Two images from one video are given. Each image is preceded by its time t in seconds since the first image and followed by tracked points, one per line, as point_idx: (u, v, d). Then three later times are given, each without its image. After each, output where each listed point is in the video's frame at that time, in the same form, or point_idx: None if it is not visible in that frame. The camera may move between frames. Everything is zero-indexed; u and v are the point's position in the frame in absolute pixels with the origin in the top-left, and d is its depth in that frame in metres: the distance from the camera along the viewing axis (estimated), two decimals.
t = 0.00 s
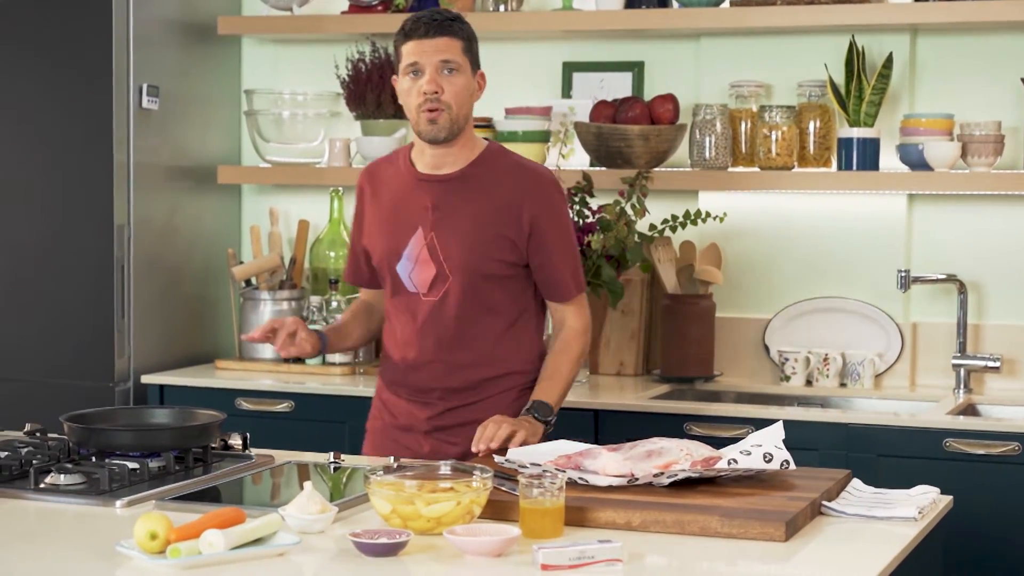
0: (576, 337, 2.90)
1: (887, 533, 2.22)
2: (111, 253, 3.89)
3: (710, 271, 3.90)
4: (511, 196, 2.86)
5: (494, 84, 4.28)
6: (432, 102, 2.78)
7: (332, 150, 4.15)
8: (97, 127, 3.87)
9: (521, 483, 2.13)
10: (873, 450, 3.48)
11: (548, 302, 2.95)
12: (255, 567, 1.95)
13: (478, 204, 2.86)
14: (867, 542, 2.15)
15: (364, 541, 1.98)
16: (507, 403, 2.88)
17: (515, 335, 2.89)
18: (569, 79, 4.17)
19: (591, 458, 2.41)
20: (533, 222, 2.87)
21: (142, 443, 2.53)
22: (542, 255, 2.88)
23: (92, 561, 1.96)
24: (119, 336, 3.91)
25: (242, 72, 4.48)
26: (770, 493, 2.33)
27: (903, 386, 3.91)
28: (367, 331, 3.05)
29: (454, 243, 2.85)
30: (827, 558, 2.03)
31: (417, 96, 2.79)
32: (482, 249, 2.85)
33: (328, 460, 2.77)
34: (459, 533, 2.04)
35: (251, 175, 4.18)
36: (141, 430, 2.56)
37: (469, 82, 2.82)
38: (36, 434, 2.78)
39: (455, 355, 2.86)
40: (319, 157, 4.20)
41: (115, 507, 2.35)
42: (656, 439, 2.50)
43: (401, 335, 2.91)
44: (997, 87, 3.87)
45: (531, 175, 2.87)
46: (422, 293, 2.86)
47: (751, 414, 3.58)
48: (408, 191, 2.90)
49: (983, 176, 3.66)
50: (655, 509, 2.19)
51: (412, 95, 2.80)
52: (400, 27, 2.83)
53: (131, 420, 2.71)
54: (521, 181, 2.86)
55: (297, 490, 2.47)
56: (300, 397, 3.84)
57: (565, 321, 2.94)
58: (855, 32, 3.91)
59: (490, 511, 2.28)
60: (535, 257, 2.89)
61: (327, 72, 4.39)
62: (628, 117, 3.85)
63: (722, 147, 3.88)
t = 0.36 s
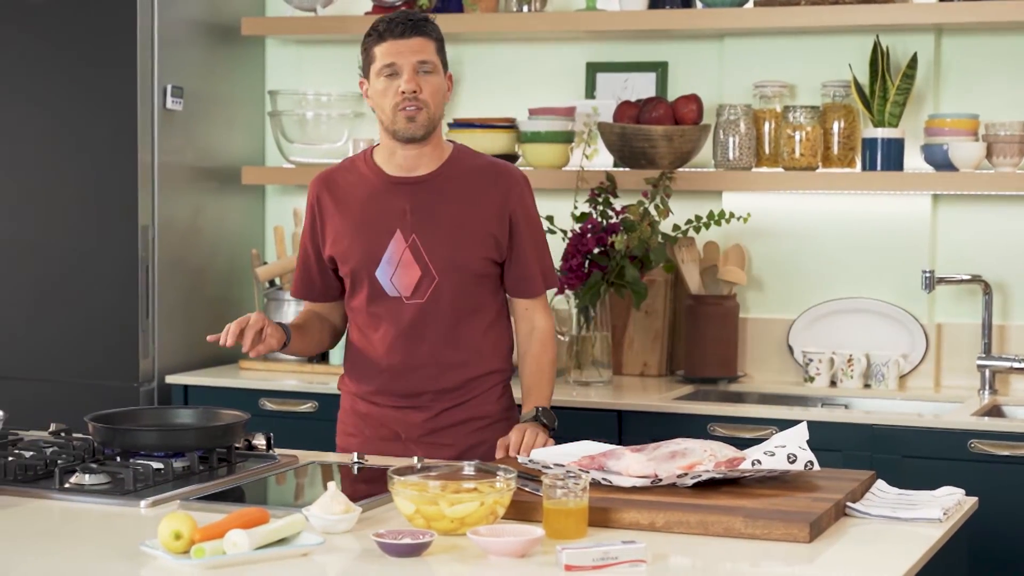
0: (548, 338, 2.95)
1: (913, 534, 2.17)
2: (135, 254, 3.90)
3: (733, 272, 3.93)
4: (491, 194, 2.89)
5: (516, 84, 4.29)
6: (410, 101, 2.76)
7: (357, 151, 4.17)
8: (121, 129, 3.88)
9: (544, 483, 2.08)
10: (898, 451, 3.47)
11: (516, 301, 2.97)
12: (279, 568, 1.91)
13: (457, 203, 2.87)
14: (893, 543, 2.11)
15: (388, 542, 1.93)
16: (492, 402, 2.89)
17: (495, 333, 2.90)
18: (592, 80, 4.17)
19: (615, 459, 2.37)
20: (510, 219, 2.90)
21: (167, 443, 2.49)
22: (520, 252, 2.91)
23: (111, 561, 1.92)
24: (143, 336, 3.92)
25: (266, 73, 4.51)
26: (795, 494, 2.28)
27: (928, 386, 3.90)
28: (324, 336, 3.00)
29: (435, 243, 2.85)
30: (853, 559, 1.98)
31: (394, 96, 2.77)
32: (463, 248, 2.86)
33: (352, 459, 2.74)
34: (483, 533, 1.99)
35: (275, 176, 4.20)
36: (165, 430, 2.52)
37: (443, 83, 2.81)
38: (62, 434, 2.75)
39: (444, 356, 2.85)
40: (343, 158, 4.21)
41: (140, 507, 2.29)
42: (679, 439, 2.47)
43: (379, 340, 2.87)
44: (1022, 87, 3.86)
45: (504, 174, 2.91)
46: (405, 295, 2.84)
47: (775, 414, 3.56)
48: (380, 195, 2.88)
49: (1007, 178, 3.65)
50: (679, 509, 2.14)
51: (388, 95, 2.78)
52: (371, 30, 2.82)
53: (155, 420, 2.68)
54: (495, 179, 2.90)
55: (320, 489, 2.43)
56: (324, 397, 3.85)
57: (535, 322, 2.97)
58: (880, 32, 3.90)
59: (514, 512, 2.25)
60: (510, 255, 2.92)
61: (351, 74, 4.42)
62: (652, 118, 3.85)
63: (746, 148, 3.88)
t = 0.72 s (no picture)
0: (551, 332, 2.92)
1: (933, 536, 2.13)
2: (156, 256, 3.91)
3: (756, 275, 3.97)
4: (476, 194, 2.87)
5: (536, 85, 4.29)
6: (396, 103, 2.75)
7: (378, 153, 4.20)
8: (143, 131, 3.89)
9: (564, 485, 2.05)
10: (919, 454, 3.46)
11: (512, 298, 2.96)
12: (299, 570, 1.88)
13: (444, 206, 2.85)
14: (915, 545, 2.06)
15: (408, 543, 1.90)
16: (495, 401, 2.89)
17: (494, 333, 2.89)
18: (613, 82, 4.18)
19: (635, 461, 2.35)
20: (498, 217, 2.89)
21: (188, 444, 2.46)
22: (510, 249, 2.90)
23: (128, 561, 1.91)
24: (164, 338, 3.94)
25: (287, 75, 4.55)
26: (816, 497, 2.24)
27: (949, 389, 3.89)
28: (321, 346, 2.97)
29: (425, 248, 2.84)
30: (874, 562, 1.94)
31: (380, 98, 2.76)
32: (455, 252, 2.85)
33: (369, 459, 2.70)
34: (504, 534, 1.96)
35: (297, 178, 4.23)
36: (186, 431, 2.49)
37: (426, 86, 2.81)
38: (84, 434, 2.72)
39: (443, 362, 2.84)
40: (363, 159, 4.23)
41: (161, 507, 2.25)
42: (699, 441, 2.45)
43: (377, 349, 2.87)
44: None
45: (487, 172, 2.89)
46: (399, 303, 2.83)
47: (796, 416, 3.54)
48: (366, 203, 2.86)
49: None
50: (700, 511, 2.10)
51: (373, 97, 2.76)
52: (354, 32, 2.81)
53: (176, 421, 2.65)
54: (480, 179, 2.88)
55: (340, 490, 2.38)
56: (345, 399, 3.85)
57: (534, 317, 2.95)
58: (901, 33, 3.89)
59: (534, 514, 2.20)
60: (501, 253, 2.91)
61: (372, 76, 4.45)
62: (672, 119, 3.84)
63: (767, 149, 3.88)
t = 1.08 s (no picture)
0: (561, 338, 2.93)
1: (942, 540, 2.12)
2: (165, 259, 3.92)
3: (763, 279, 3.97)
4: (493, 198, 2.88)
5: (543, 88, 4.30)
6: (414, 107, 2.77)
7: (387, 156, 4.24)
8: (152, 134, 3.90)
9: (572, 488, 2.05)
10: (928, 458, 3.45)
11: (524, 304, 2.96)
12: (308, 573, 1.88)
13: (461, 209, 2.86)
14: (924, 549, 2.05)
15: (416, 546, 1.90)
16: (506, 406, 2.88)
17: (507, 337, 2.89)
18: (621, 84, 4.18)
19: (643, 464, 2.34)
20: (514, 221, 2.89)
21: (197, 447, 2.46)
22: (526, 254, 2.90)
23: (137, 563, 1.91)
24: (173, 341, 3.94)
25: (296, 79, 4.56)
26: (825, 500, 2.24)
27: (958, 392, 3.88)
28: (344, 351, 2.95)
29: (442, 251, 2.84)
30: (883, 566, 1.93)
31: (398, 102, 2.78)
32: (471, 255, 2.85)
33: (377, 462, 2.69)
34: (512, 538, 1.95)
35: (305, 180, 4.24)
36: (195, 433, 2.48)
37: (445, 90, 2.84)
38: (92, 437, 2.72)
39: (456, 364, 2.84)
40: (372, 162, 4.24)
41: (169, 510, 2.25)
42: (707, 445, 2.44)
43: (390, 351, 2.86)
44: None
45: (504, 176, 2.90)
46: (415, 305, 2.83)
47: (804, 419, 3.53)
48: (384, 206, 2.87)
49: None
50: (708, 514, 2.10)
51: (392, 101, 2.79)
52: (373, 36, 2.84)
53: (185, 424, 2.64)
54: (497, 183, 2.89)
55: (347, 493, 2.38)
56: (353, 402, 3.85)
57: (545, 324, 2.95)
58: (910, 37, 3.89)
59: (542, 517, 2.20)
60: (516, 258, 2.91)
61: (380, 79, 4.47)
62: (682, 123, 3.85)
63: (776, 153, 3.88)
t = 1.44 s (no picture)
0: (572, 347, 2.93)
1: (942, 541, 2.12)
2: (165, 259, 3.92)
3: (763, 280, 3.97)
4: (522, 203, 2.90)
5: (544, 89, 4.30)
6: (445, 114, 2.76)
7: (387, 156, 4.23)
8: (153, 135, 3.90)
9: (573, 489, 2.05)
10: (928, 459, 3.45)
11: (538, 313, 2.97)
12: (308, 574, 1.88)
13: (488, 213, 2.87)
14: (924, 550, 2.05)
15: (417, 547, 1.90)
16: (516, 414, 2.88)
17: (523, 344, 2.90)
18: (622, 86, 4.18)
19: (643, 465, 2.34)
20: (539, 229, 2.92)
21: (197, 448, 2.46)
22: (548, 263, 2.92)
23: (138, 564, 1.91)
24: (172, 342, 3.94)
25: (296, 80, 4.56)
26: (825, 501, 2.24)
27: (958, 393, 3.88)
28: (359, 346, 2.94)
29: (468, 251, 2.85)
30: (883, 566, 1.94)
31: (429, 108, 2.77)
32: (496, 257, 2.86)
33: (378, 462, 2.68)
34: (512, 539, 1.95)
35: (305, 181, 4.25)
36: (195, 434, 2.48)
37: (475, 96, 2.82)
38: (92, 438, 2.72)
39: (474, 365, 2.83)
40: (372, 163, 4.25)
41: (169, 511, 2.25)
42: (706, 447, 2.44)
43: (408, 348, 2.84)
44: None
45: (533, 184, 2.93)
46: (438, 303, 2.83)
47: (804, 420, 3.54)
48: (412, 205, 2.87)
49: None
50: (708, 515, 2.10)
51: (422, 107, 2.78)
52: (404, 40, 2.82)
53: (185, 425, 2.64)
54: (525, 190, 2.91)
55: (348, 494, 2.37)
56: (353, 403, 3.85)
57: (557, 334, 2.95)
58: (911, 38, 3.89)
59: (542, 518, 2.20)
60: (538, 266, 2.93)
61: (380, 79, 4.47)
62: (682, 124, 3.85)
63: (776, 154, 3.88)
